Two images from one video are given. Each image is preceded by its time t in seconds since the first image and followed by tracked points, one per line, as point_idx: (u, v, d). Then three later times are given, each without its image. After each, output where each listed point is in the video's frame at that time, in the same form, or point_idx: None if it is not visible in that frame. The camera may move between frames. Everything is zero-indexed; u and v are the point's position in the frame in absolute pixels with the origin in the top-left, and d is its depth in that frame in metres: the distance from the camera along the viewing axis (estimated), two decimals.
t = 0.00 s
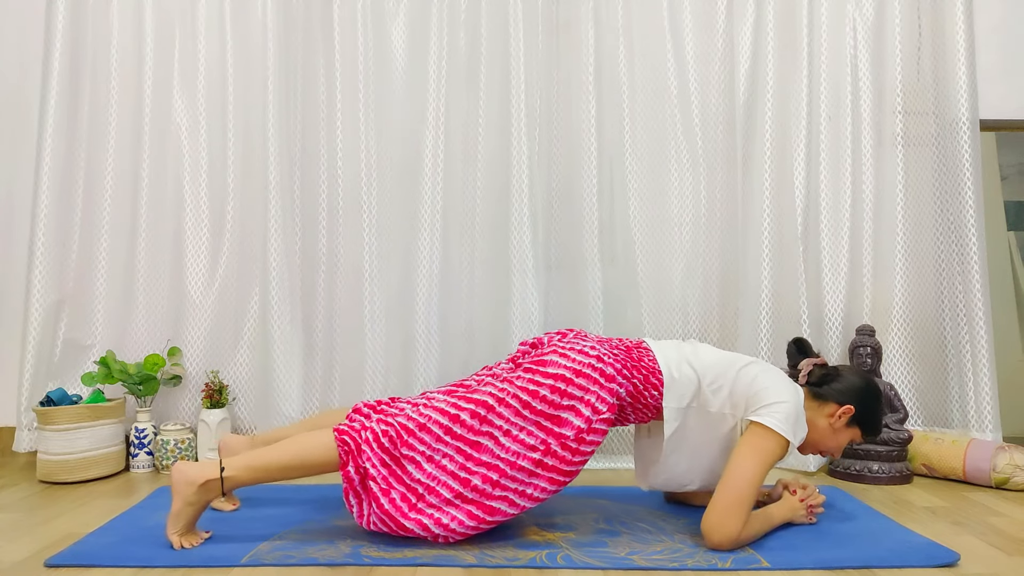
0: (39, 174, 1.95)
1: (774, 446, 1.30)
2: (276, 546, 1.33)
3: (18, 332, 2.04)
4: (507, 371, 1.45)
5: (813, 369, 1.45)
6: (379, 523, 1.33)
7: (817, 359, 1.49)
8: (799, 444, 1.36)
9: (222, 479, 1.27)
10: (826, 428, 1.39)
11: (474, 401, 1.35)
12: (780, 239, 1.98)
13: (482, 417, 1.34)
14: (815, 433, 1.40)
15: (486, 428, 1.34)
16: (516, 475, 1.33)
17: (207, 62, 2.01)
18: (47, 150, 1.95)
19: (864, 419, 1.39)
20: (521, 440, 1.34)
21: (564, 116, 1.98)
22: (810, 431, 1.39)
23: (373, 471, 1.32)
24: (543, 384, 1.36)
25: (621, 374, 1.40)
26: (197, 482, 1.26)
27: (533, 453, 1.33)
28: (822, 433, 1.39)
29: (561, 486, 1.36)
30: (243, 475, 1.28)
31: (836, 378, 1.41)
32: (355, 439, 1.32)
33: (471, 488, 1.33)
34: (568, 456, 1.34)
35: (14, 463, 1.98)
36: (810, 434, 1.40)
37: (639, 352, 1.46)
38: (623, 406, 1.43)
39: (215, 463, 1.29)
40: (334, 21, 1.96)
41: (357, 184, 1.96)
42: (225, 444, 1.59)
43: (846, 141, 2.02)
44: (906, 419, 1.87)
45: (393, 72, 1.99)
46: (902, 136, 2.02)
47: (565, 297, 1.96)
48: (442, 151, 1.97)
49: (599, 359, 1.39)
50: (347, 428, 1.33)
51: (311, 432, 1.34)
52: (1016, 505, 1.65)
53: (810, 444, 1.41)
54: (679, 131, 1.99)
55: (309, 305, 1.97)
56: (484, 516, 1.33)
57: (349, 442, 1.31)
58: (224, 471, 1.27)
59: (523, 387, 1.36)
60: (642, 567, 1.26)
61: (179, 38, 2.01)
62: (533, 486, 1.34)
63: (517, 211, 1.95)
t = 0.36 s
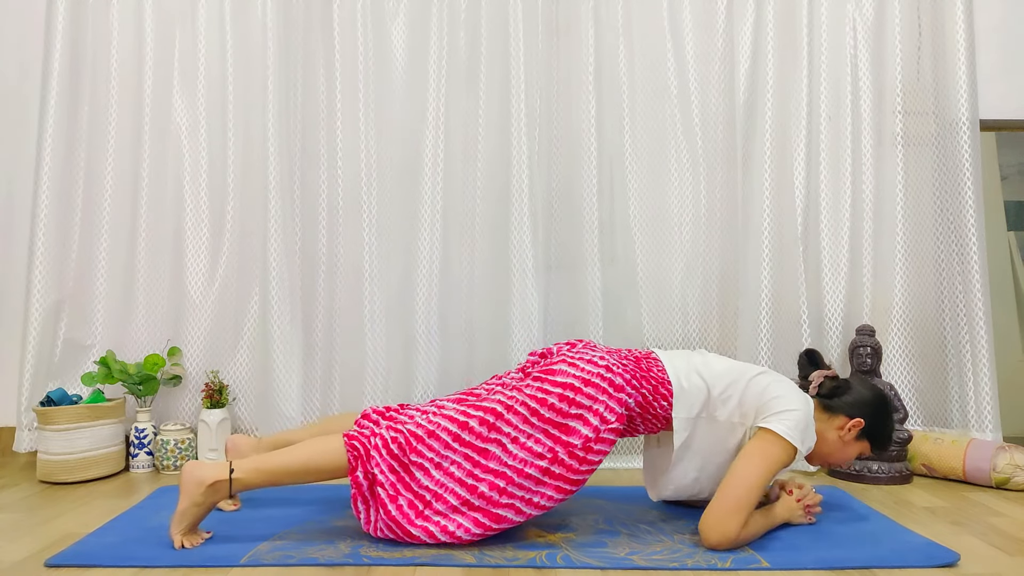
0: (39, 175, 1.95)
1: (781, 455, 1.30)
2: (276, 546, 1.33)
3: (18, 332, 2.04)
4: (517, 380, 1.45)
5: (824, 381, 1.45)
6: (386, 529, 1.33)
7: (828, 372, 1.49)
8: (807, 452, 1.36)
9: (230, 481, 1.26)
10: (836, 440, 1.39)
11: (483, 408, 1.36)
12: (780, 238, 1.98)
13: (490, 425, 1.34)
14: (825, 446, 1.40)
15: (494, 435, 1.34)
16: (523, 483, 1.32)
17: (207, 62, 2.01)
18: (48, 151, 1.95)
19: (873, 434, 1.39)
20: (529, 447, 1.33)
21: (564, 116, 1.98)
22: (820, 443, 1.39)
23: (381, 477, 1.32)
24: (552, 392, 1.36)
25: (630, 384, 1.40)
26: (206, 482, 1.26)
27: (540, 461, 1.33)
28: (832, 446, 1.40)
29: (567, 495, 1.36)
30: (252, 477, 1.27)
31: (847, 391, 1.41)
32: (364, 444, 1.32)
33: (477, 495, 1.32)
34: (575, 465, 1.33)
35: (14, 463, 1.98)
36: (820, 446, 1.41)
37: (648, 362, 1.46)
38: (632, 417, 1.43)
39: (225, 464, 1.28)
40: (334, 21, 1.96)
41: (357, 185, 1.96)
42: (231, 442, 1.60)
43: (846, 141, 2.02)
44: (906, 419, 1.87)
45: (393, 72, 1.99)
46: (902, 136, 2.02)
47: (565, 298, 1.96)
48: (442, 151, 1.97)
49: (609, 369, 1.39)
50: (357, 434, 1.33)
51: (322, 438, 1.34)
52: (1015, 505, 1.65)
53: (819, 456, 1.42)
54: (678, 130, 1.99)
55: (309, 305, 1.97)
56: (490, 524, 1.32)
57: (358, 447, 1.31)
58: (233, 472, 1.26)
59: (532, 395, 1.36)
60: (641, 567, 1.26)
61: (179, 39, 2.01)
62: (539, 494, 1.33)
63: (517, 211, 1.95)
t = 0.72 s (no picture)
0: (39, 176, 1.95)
1: (782, 461, 1.30)
2: (276, 546, 1.33)
3: (18, 332, 2.04)
4: (524, 389, 1.44)
5: (831, 391, 1.42)
6: (389, 535, 1.33)
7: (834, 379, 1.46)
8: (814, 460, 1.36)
9: (236, 484, 1.26)
10: (841, 451, 1.39)
11: (490, 417, 1.35)
12: (780, 238, 1.98)
13: (497, 434, 1.33)
14: (830, 456, 1.40)
15: (501, 445, 1.33)
16: (529, 494, 1.32)
17: (207, 62, 2.02)
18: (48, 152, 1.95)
19: (880, 446, 1.39)
20: (536, 458, 1.32)
21: (564, 117, 1.98)
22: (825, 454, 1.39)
23: (386, 484, 1.31)
24: (559, 404, 1.35)
25: (638, 396, 1.39)
26: (211, 484, 1.25)
27: (546, 472, 1.32)
28: (837, 457, 1.39)
29: (572, 505, 1.36)
30: (258, 480, 1.27)
31: (855, 403, 1.40)
32: (370, 450, 1.31)
33: (482, 505, 1.31)
34: (582, 476, 1.33)
35: (14, 463, 1.98)
36: (825, 457, 1.40)
37: (656, 373, 1.45)
38: (639, 428, 1.42)
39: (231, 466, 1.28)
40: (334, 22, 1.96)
41: (356, 185, 1.96)
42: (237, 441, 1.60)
43: (846, 140, 2.02)
44: (906, 419, 1.88)
45: (393, 72, 1.99)
46: (902, 136, 2.02)
47: (565, 297, 1.96)
48: (442, 151, 1.97)
49: (616, 380, 1.37)
50: (363, 439, 1.33)
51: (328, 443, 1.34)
52: (1015, 505, 1.65)
53: (824, 466, 1.41)
54: (679, 131, 1.99)
55: (309, 304, 1.97)
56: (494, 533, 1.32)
57: (364, 453, 1.31)
58: (239, 474, 1.26)
59: (539, 405, 1.35)
60: (641, 566, 1.26)
61: (179, 40, 2.02)
62: (544, 505, 1.33)
63: (517, 211, 1.95)
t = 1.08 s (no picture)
0: (39, 175, 1.95)
1: (792, 466, 1.30)
2: (276, 546, 1.33)
3: (18, 331, 2.04)
4: (532, 401, 1.44)
5: (841, 406, 1.44)
6: (392, 541, 1.33)
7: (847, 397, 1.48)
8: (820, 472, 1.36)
9: (243, 487, 1.25)
10: (848, 467, 1.39)
11: (498, 428, 1.35)
12: (780, 238, 1.97)
13: (505, 444, 1.33)
14: (836, 471, 1.39)
15: (508, 456, 1.33)
16: (535, 505, 1.31)
17: (207, 62, 2.02)
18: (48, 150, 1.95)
19: (887, 463, 1.38)
20: (543, 469, 1.32)
21: (564, 117, 1.98)
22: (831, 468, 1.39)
23: (392, 491, 1.31)
24: (568, 415, 1.34)
25: (647, 409, 1.38)
26: (218, 486, 1.25)
27: (553, 484, 1.31)
28: (843, 472, 1.39)
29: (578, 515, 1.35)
30: (265, 484, 1.26)
31: (863, 418, 1.40)
32: (378, 457, 1.32)
33: (488, 514, 1.31)
34: (588, 488, 1.32)
35: (14, 463, 1.98)
36: (831, 472, 1.40)
37: (664, 386, 1.43)
38: (647, 441, 1.41)
39: (238, 470, 1.27)
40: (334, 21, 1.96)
41: (356, 184, 1.96)
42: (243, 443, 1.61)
43: (846, 140, 2.02)
44: (906, 419, 1.88)
45: (393, 72, 1.99)
46: (902, 136, 2.02)
47: (564, 297, 1.96)
48: (442, 151, 1.97)
49: (625, 394, 1.37)
50: (371, 447, 1.33)
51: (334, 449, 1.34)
52: (1015, 505, 1.65)
53: (830, 481, 1.41)
54: (678, 131, 1.99)
55: (309, 304, 1.98)
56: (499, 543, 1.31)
57: (372, 460, 1.31)
58: (246, 478, 1.26)
59: (548, 417, 1.35)
60: (641, 566, 1.26)
61: (179, 39, 2.02)
62: (550, 515, 1.33)
63: (517, 212, 1.94)
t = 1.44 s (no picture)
0: (39, 174, 1.94)
1: (797, 471, 1.30)
2: (275, 546, 1.33)
3: (18, 331, 2.04)
4: (536, 409, 1.43)
5: (845, 415, 1.41)
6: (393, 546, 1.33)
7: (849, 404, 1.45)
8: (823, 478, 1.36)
9: (245, 488, 1.25)
10: (850, 477, 1.38)
11: (502, 435, 1.35)
12: (780, 239, 1.97)
13: (508, 452, 1.33)
14: (838, 481, 1.39)
15: (511, 463, 1.32)
16: (537, 513, 1.31)
17: (207, 63, 2.02)
18: (48, 150, 1.94)
19: (890, 474, 1.37)
20: (545, 478, 1.31)
21: (564, 118, 1.98)
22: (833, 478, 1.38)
23: (394, 497, 1.31)
24: (572, 424, 1.34)
25: (650, 419, 1.37)
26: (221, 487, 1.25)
27: (556, 492, 1.31)
28: (846, 482, 1.38)
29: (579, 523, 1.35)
30: (266, 486, 1.26)
31: (867, 429, 1.38)
32: (381, 462, 1.31)
33: (490, 521, 1.30)
34: (591, 498, 1.32)
35: (14, 462, 1.98)
36: (833, 481, 1.40)
37: (667, 396, 1.43)
38: (651, 451, 1.40)
39: (241, 471, 1.27)
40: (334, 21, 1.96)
41: (357, 184, 1.97)
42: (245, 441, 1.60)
43: (846, 140, 2.02)
44: (906, 419, 1.88)
45: (394, 72, 2.00)
46: (902, 136, 2.03)
47: (564, 296, 1.96)
48: (442, 152, 1.97)
49: (629, 404, 1.36)
50: (374, 451, 1.32)
51: (337, 454, 1.34)
52: (1015, 505, 1.65)
53: (832, 490, 1.41)
54: (678, 131, 1.99)
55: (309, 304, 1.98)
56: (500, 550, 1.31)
57: (374, 465, 1.31)
58: (249, 479, 1.25)
59: (551, 425, 1.34)
60: (641, 566, 1.26)
61: (180, 39, 2.02)
62: (551, 524, 1.33)
63: (517, 211, 1.94)
